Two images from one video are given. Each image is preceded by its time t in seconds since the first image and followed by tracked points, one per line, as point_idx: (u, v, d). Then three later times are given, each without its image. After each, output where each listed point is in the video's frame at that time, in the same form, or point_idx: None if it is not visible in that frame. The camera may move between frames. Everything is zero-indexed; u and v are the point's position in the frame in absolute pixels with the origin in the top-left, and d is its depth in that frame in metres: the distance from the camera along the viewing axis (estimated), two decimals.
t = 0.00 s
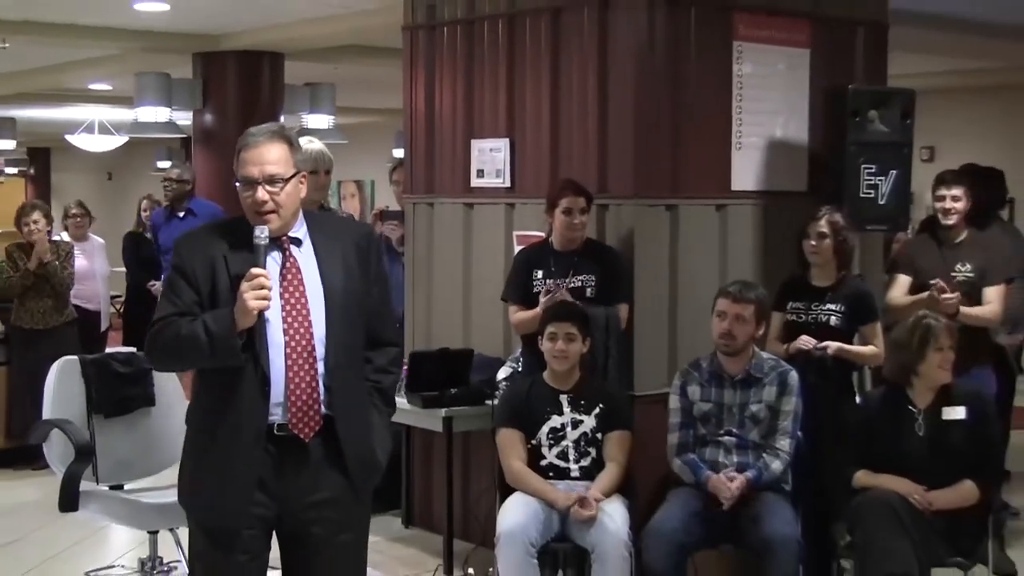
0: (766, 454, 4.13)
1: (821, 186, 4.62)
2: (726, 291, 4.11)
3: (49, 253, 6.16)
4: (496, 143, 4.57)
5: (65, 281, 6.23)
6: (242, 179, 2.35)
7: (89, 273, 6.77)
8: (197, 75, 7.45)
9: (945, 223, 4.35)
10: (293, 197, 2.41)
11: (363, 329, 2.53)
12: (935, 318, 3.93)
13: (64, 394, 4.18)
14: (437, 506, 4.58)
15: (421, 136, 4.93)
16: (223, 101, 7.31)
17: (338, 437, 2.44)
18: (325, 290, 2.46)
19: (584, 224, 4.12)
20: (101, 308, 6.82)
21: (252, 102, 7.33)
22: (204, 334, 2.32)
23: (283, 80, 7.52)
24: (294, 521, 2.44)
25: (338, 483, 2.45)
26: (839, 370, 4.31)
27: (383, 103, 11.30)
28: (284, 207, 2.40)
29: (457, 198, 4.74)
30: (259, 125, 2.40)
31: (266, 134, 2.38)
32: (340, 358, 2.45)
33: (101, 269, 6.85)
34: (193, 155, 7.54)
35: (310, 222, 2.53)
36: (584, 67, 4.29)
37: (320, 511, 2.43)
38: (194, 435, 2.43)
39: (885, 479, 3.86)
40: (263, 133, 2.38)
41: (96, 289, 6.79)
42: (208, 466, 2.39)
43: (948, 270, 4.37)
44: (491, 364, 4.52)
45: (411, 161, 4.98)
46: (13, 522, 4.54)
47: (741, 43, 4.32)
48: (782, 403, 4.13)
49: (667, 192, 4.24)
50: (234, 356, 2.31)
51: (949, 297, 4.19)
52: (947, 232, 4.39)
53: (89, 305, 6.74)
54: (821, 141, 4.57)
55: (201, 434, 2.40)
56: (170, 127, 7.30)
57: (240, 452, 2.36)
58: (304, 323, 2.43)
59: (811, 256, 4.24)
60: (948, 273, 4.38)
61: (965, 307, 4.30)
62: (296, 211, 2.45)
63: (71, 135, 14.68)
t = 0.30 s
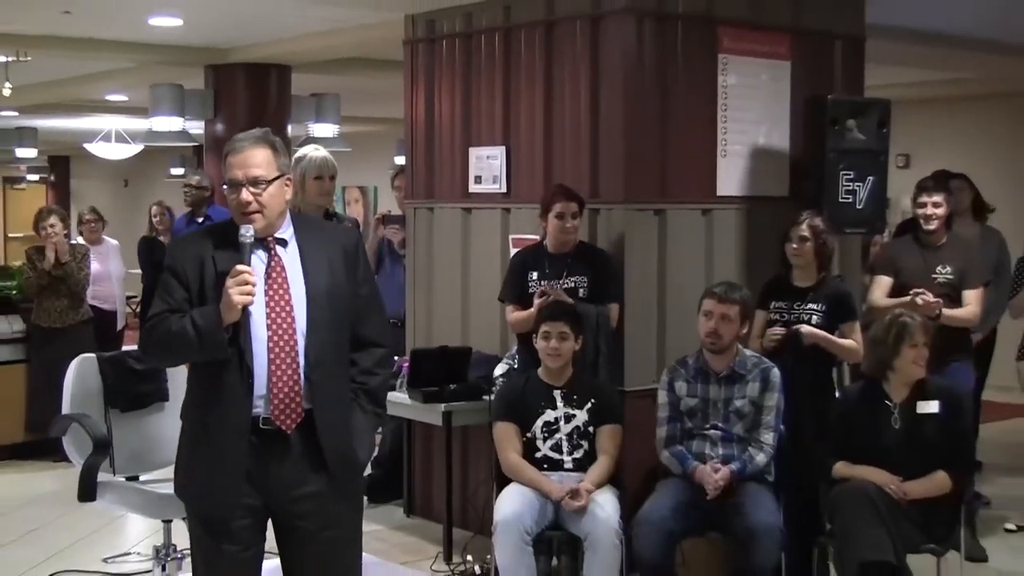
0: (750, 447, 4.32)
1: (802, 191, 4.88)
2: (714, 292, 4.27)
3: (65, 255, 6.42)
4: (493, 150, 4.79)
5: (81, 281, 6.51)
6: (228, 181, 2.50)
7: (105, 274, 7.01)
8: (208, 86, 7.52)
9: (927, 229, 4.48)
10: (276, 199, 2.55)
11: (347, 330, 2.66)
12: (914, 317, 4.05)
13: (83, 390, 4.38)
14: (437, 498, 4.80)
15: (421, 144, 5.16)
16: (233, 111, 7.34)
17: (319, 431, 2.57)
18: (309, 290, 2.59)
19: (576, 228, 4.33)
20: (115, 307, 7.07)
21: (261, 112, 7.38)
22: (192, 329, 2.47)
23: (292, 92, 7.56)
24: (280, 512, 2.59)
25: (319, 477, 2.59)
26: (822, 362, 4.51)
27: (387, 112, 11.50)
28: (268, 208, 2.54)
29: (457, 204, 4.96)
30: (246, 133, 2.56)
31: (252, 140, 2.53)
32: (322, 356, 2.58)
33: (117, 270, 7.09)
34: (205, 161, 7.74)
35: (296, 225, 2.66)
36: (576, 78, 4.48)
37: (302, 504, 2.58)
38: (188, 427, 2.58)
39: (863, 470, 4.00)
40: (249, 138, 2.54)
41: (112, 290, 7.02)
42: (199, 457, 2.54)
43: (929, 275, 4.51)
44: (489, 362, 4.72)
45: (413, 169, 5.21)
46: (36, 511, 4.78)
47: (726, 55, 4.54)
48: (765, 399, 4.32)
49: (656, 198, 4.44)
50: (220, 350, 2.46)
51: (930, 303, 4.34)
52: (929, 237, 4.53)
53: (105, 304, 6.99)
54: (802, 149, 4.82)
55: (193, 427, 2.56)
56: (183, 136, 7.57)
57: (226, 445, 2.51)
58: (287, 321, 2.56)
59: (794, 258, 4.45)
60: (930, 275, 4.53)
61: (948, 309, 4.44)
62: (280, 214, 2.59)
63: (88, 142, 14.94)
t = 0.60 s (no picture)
0: (740, 441, 4.45)
1: (789, 198, 5.12)
2: (704, 292, 4.38)
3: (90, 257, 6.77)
4: (492, 157, 5.03)
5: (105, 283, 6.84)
6: (222, 184, 2.66)
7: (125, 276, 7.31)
8: (223, 98, 7.69)
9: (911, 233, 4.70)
10: (268, 203, 2.69)
11: (335, 334, 2.79)
12: (891, 316, 4.20)
13: (104, 385, 4.59)
14: (441, 489, 5.04)
15: (425, 152, 5.40)
16: (247, 122, 7.56)
17: (302, 429, 2.70)
18: (297, 294, 2.72)
19: (573, 232, 4.53)
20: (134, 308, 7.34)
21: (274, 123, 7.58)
22: (181, 325, 2.64)
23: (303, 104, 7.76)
24: (270, 505, 2.73)
25: (304, 473, 2.72)
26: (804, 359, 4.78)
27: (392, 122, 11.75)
28: (258, 211, 2.68)
29: (458, 209, 5.19)
30: (244, 141, 2.72)
31: (248, 147, 2.69)
32: (306, 356, 2.71)
33: (136, 273, 7.40)
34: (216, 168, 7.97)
35: (290, 231, 2.79)
36: (572, 89, 4.70)
37: (289, 499, 2.72)
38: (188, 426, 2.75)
39: (848, 462, 4.14)
40: (245, 145, 2.69)
41: (131, 292, 7.32)
42: (193, 453, 2.70)
43: (915, 275, 4.74)
44: (489, 360, 4.94)
45: (418, 176, 5.45)
46: (63, 502, 5.03)
47: (716, 67, 4.78)
48: (754, 394, 4.45)
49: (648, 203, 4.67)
50: (206, 344, 2.63)
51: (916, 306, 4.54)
52: (913, 240, 4.75)
53: (124, 305, 7.27)
54: (788, 157, 5.08)
55: (190, 425, 2.73)
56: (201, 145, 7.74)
57: (215, 442, 2.67)
58: (272, 321, 2.69)
59: (782, 260, 4.68)
60: (914, 275, 4.75)
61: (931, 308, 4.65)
62: (273, 218, 2.73)
63: (110, 151, 15.30)
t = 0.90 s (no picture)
0: (732, 433, 4.62)
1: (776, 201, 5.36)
2: (695, 291, 4.58)
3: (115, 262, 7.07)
4: (494, 163, 5.25)
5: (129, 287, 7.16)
6: (230, 190, 2.73)
7: (147, 279, 7.52)
8: (237, 108, 7.93)
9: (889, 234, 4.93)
10: (274, 208, 2.75)
11: (341, 333, 2.84)
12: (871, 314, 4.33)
13: (124, 383, 4.73)
14: (445, 481, 5.27)
15: (429, 158, 5.62)
16: (260, 131, 7.78)
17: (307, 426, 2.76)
18: (302, 294, 2.78)
19: (571, 234, 4.74)
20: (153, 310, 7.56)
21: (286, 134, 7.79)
22: (191, 324, 2.70)
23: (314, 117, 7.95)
24: (278, 498, 2.80)
25: (310, 467, 2.79)
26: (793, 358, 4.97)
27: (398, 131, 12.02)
28: (266, 216, 2.74)
29: (462, 214, 5.42)
30: (252, 147, 2.78)
31: (255, 154, 2.75)
32: (311, 353, 2.77)
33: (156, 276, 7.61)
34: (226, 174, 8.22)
35: (297, 234, 2.86)
36: (570, 98, 4.93)
37: (295, 493, 2.79)
38: (202, 423, 2.82)
39: (835, 453, 4.24)
40: (252, 152, 2.76)
41: (151, 294, 7.53)
42: (204, 447, 2.77)
43: (896, 274, 4.95)
44: (491, 358, 5.17)
45: (422, 181, 5.67)
46: (91, 493, 5.30)
47: (707, 78, 5.01)
48: (745, 388, 4.62)
49: (644, 207, 4.90)
50: (214, 343, 2.68)
51: (896, 304, 4.73)
52: (891, 240, 4.98)
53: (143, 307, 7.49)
54: (775, 161, 5.31)
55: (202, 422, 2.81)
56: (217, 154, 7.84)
57: (224, 438, 2.74)
58: (278, 320, 2.75)
59: (770, 260, 4.89)
60: (895, 275, 4.96)
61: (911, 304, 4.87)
62: (280, 223, 2.79)
63: (129, 159, 15.68)
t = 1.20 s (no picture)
0: (725, 426, 4.80)
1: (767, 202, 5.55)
2: (691, 290, 4.77)
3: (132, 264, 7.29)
4: (495, 166, 5.45)
5: (145, 289, 7.38)
6: (253, 195, 2.83)
7: (163, 279, 7.72)
8: (248, 115, 8.12)
9: (870, 233, 5.14)
10: (296, 211, 2.85)
11: (362, 328, 2.92)
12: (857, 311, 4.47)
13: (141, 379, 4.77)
14: (449, 472, 5.48)
15: (432, 162, 5.82)
16: (271, 134, 7.96)
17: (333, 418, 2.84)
18: (325, 292, 2.87)
19: (570, 233, 4.92)
20: (168, 308, 7.76)
21: (297, 137, 7.96)
22: (219, 324, 2.80)
23: (322, 121, 8.13)
24: (306, 489, 2.89)
25: (335, 458, 2.87)
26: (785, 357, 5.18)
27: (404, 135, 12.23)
28: (288, 219, 2.84)
29: (465, 215, 5.62)
30: (272, 152, 2.89)
31: (275, 158, 2.85)
32: (334, 348, 2.85)
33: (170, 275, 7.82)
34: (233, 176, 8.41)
35: (318, 233, 2.95)
36: (568, 104, 5.12)
37: (322, 485, 2.87)
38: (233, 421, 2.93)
39: (824, 445, 4.40)
40: (272, 157, 2.86)
41: (165, 293, 7.73)
42: (234, 443, 2.88)
43: (875, 272, 5.16)
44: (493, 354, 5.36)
45: (426, 184, 5.87)
46: (111, 488, 5.50)
47: (701, 84, 5.21)
48: (738, 383, 4.81)
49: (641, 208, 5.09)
50: (241, 342, 2.78)
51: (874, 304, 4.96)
52: (872, 241, 5.19)
53: (158, 306, 7.69)
54: (766, 164, 5.51)
55: (234, 418, 2.91)
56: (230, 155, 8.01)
57: (253, 433, 2.84)
58: (302, 317, 2.84)
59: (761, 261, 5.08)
60: (876, 273, 5.16)
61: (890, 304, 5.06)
62: (303, 224, 2.89)
63: (144, 164, 15.92)
